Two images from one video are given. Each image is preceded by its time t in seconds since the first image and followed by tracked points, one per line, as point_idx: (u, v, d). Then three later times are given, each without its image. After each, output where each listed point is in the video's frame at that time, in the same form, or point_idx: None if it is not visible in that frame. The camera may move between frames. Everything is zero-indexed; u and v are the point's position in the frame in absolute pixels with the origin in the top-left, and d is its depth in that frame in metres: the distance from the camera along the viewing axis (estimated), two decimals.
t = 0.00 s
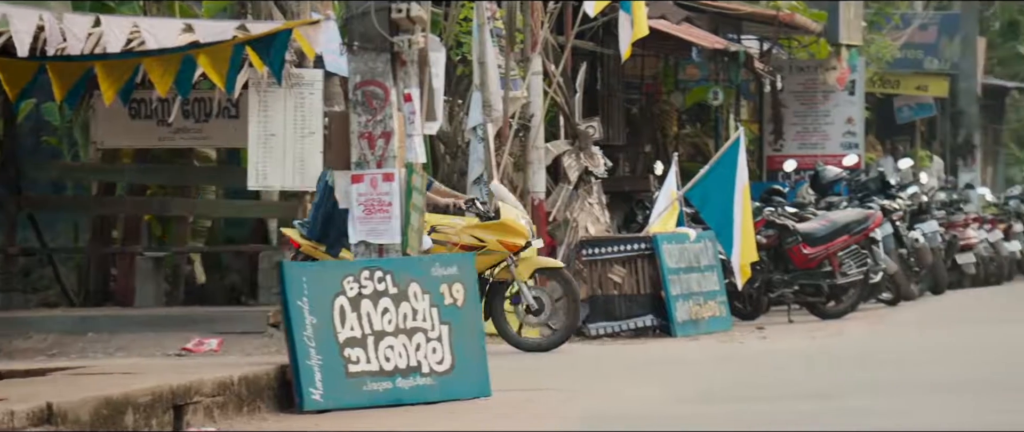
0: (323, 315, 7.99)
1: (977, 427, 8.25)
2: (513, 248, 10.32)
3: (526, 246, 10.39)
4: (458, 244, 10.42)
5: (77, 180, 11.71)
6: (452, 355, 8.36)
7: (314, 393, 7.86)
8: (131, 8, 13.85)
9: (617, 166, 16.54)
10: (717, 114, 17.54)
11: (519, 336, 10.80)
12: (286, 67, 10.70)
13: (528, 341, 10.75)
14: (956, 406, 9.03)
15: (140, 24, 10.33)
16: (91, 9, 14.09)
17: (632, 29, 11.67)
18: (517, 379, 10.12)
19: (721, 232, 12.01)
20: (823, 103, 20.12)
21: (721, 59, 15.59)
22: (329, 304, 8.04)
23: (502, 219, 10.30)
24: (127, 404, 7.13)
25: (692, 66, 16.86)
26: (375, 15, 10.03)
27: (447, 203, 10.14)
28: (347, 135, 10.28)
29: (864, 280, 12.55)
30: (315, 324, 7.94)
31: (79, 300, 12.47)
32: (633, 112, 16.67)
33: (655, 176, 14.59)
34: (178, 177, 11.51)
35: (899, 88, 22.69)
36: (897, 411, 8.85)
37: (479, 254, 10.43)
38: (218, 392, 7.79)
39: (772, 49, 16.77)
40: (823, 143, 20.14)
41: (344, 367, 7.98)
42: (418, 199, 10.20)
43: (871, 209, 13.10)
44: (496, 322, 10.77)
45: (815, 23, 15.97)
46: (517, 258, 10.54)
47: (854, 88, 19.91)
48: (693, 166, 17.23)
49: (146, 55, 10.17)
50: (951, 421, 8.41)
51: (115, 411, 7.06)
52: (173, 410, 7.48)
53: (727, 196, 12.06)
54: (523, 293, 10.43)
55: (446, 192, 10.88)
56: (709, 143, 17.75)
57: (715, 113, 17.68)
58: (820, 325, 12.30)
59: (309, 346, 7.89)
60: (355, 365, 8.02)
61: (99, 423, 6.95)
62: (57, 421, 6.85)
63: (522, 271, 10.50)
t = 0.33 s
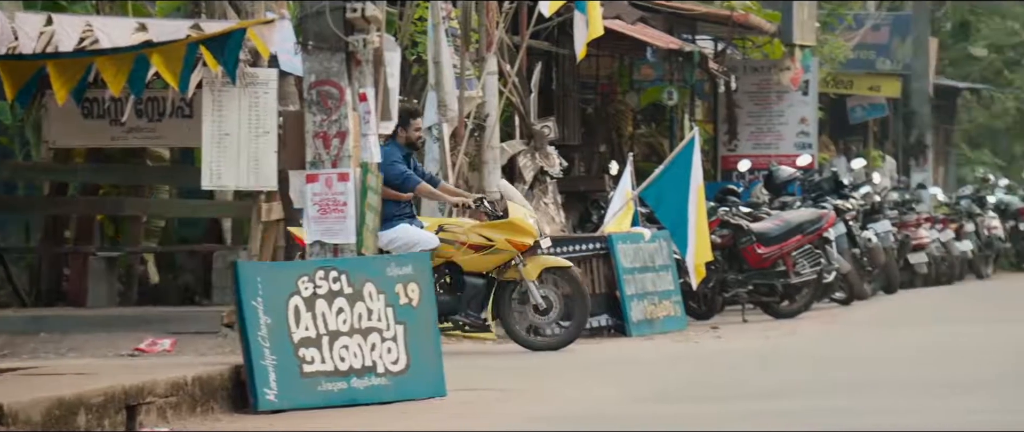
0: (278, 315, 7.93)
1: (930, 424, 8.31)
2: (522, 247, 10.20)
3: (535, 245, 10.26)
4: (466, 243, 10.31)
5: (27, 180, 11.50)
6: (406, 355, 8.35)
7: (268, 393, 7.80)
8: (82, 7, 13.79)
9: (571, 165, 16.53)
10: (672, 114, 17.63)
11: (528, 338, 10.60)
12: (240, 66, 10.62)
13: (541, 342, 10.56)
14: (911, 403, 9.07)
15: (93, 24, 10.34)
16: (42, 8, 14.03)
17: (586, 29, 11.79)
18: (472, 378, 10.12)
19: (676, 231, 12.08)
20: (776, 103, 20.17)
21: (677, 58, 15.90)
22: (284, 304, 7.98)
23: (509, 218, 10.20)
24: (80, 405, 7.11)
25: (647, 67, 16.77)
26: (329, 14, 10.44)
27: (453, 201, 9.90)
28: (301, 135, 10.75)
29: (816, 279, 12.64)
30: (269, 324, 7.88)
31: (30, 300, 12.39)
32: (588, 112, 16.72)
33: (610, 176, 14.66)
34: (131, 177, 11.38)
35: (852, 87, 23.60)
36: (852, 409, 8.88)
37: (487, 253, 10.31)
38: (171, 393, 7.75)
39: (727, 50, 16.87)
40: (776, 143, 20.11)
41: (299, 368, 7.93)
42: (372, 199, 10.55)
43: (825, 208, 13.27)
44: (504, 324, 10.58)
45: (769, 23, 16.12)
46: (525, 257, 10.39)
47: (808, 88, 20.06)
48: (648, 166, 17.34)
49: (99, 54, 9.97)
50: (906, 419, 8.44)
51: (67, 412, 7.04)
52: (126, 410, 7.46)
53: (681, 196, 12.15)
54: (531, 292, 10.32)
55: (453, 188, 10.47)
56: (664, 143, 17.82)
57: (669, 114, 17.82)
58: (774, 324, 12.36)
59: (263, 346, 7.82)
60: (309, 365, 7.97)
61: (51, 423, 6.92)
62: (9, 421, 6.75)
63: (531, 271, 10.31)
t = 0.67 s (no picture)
0: (231, 315, 7.90)
1: (880, 421, 8.36)
2: (529, 247, 10.03)
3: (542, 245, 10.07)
4: (472, 243, 10.12)
5: None
6: (361, 356, 8.32)
7: (221, 395, 7.78)
8: (34, 7, 13.74)
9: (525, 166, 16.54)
10: (626, 116, 17.73)
11: (535, 337, 10.38)
12: (194, 66, 10.55)
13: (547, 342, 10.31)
14: (866, 402, 9.11)
15: (43, 23, 10.04)
16: None
17: (540, 30, 11.95)
18: (427, 379, 10.11)
19: (630, 232, 12.10)
20: (729, 105, 19.98)
21: (631, 59, 16.41)
22: (237, 305, 7.94)
23: (518, 216, 10.03)
24: (30, 406, 7.12)
25: (601, 68, 16.81)
26: (283, 13, 10.43)
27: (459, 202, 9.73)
28: (255, 134, 10.74)
29: (770, 280, 12.70)
30: (222, 325, 7.85)
31: None
32: (542, 113, 16.74)
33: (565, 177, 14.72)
34: (83, 178, 11.36)
35: (804, 90, 23.21)
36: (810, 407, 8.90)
37: (492, 253, 10.11)
38: (124, 395, 7.73)
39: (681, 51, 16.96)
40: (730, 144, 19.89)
41: (252, 369, 7.90)
42: (326, 199, 10.74)
43: (778, 210, 13.32)
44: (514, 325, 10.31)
45: (722, 24, 16.20)
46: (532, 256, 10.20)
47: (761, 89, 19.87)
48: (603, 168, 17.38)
49: (49, 53, 9.88)
50: (862, 417, 8.48)
51: (16, 413, 7.04)
52: (77, 411, 7.46)
53: (635, 198, 12.11)
54: (537, 293, 10.07)
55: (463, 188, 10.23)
56: (618, 145, 17.83)
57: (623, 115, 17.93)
58: (728, 325, 12.42)
59: (216, 347, 7.80)
60: (262, 366, 7.94)
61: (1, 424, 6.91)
62: None
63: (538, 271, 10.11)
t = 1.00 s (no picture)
0: (179, 317, 7.86)
1: (827, 419, 8.39)
2: (533, 247, 10.17)
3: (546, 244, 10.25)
4: (476, 243, 10.24)
5: None
6: (311, 357, 8.27)
7: (169, 396, 7.74)
8: None
9: (477, 166, 16.55)
10: (578, 116, 17.88)
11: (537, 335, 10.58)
12: (143, 67, 10.48)
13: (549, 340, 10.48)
14: (822, 400, 9.15)
15: None
16: None
17: (491, 32, 12.09)
18: (379, 378, 10.10)
19: (580, 233, 12.12)
20: (680, 106, 20.01)
21: (581, 60, 16.46)
22: (187, 306, 7.90)
23: (523, 216, 10.17)
24: None
25: (551, 68, 16.83)
26: (233, 15, 10.42)
27: (462, 200, 9.89)
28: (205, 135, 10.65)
29: (719, 281, 12.82)
30: (171, 326, 7.81)
31: None
32: (493, 113, 16.77)
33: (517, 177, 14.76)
34: (29, 179, 11.32)
35: (754, 91, 23.54)
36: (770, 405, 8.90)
37: (496, 253, 10.24)
38: (71, 396, 7.71)
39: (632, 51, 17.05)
40: (680, 145, 19.89)
41: (201, 370, 7.86)
42: (276, 202, 10.70)
43: (727, 211, 13.40)
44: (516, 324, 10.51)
45: (673, 26, 16.30)
46: (535, 256, 10.38)
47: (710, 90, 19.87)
48: (553, 168, 17.40)
49: None
50: (819, 415, 8.49)
51: None
52: (24, 413, 7.45)
53: (585, 197, 12.17)
54: (541, 292, 10.29)
55: (467, 187, 10.44)
56: (569, 145, 17.83)
57: (575, 115, 17.97)
58: (679, 325, 12.49)
59: (165, 349, 7.76)
60: (212, 368, 7.90)
61: None
62: None
63: (541, 270, 10.30)
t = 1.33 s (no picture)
0: (119, 318, 7.80)
1: (768, 418, 8.40)
2: (530, 247, 10.24)
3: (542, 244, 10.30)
4: (473, 242, 10.28)
5: None
6: (252, 358, 8.21)
7: (109, 398, 7.68)
8: None
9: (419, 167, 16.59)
10: (519, 116, 17.63)
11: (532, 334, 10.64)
12: (81, 66, 10.40)
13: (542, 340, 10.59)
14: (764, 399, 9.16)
15: None
16: None
17: (433, 32, 12.19)
18: (323, 377, 10.07)
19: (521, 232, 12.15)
20: (622, 106, 20.02)
21: (524, 60, 16.49)
22: (127, 307, 7.84)
23: (519, 217, 10.22)
24: None
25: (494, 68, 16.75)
26: (173, 14, 10.04)
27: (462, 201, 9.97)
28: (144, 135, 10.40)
29: (660, 281, 12.92)
30: (111, 327, 7.75)
31: None
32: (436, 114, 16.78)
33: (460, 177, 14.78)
34: None
35: (695, 92, 23.79)
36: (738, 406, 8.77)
37: (492, 252, 10.29)
38: (8, 398, 7.63)
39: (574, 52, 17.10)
40: (623, 146, 19.90)
41: (141, 371, 7.80)
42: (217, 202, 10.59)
43: (669, 211, 13.47)
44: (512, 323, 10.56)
45: (615, 27, 16.31)
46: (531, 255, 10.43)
47: (653, 91, 19.98)
48: (496, 169, 17.39)
49: None
50: (761, 415, 8.48)
51: None
52: None
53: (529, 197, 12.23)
54: (537, 292, 10.35)
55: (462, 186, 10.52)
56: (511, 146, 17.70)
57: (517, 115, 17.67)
58: (623, 325, 12.55)
59: (104, 350, 7.70)
60: (152, 369, 7.84)
61: None
62: None
63: (537, 270, 10.35)
